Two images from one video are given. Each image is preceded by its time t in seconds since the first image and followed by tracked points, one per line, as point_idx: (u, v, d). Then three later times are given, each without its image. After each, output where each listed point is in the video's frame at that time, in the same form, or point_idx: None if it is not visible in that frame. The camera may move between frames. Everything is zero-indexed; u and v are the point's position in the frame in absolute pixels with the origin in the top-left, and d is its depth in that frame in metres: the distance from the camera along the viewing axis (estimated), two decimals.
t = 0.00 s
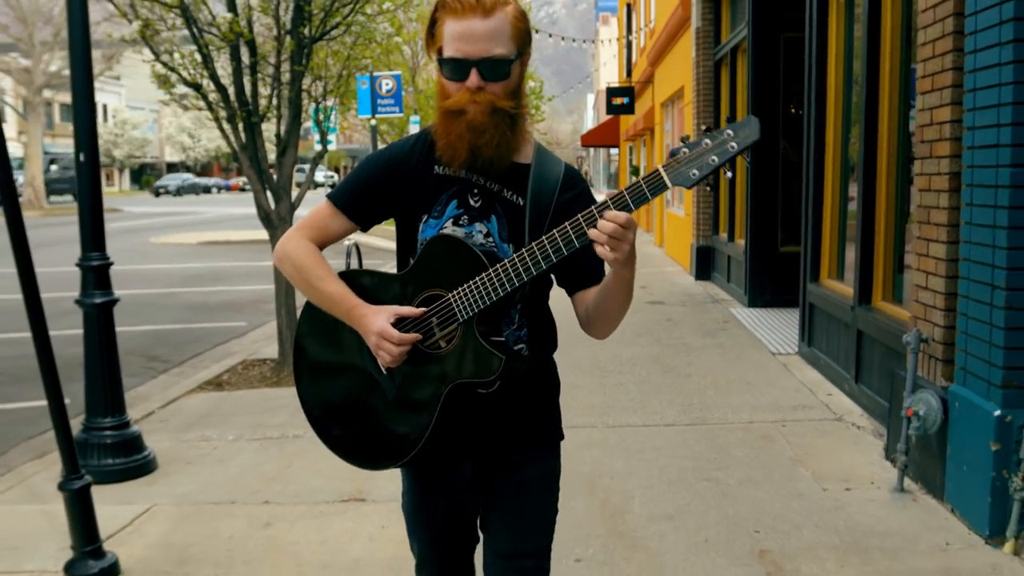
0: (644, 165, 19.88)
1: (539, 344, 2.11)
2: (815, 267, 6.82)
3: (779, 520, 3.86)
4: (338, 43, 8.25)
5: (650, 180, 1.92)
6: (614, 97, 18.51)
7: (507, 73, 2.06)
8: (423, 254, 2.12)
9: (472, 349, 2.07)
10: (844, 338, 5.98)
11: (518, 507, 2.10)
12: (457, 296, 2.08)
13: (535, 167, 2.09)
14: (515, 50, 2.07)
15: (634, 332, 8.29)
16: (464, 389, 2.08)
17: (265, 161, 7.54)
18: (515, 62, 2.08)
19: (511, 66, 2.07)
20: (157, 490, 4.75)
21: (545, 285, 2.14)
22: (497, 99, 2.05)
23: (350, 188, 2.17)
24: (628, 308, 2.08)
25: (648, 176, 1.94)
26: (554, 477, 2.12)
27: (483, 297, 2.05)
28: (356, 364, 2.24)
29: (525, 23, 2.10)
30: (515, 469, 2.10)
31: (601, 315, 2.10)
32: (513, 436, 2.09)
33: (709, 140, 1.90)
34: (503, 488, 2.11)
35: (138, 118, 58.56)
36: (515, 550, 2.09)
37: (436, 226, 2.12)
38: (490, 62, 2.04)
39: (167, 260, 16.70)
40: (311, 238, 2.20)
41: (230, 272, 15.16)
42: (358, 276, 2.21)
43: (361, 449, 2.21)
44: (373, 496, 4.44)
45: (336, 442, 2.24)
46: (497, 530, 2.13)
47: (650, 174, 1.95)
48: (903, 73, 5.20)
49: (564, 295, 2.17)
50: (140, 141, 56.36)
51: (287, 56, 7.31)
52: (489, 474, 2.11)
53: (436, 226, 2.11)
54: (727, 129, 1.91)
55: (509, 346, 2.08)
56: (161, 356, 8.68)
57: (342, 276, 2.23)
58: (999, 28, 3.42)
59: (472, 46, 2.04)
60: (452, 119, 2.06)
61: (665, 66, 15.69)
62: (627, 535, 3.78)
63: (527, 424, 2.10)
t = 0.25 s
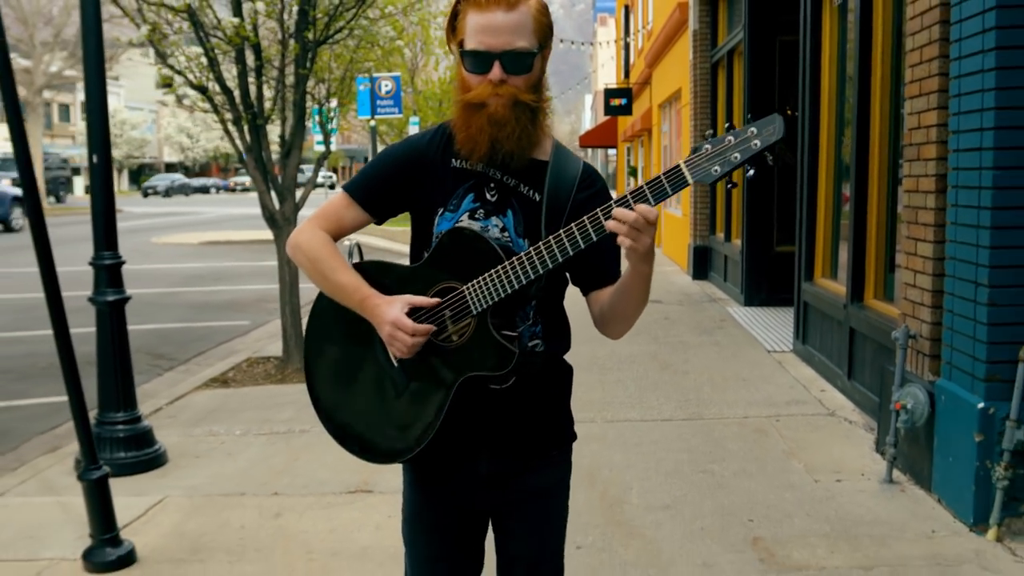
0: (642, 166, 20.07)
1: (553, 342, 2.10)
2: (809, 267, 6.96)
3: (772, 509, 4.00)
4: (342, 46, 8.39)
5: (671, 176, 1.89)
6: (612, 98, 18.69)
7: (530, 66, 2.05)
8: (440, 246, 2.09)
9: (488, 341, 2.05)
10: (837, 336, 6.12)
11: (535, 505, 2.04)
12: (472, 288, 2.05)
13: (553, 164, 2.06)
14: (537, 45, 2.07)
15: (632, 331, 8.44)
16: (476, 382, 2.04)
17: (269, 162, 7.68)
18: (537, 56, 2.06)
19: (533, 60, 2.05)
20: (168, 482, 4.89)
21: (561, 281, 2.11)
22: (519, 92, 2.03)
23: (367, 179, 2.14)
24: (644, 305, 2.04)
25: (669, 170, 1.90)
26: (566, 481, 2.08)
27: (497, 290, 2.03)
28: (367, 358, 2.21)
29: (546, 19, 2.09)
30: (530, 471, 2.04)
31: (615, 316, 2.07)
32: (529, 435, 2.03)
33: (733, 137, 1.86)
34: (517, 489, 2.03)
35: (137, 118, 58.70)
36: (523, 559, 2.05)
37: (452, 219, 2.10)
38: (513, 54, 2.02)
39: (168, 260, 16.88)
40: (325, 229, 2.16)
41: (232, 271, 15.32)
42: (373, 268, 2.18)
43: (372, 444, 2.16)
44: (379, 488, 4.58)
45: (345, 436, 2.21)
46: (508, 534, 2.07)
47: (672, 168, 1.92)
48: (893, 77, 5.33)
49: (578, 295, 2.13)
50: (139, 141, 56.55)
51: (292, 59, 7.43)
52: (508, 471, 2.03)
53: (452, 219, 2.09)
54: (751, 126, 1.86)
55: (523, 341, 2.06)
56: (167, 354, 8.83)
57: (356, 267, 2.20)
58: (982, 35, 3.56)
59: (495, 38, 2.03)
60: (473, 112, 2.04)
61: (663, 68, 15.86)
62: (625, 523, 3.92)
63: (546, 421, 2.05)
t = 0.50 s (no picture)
0: (643, 166, 20.24)
1: (569, 334, 2.11)
2: (807, 263, 7.12)
3: (769, 496, 4.14)
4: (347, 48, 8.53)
5: (692, 157, 1.97)
6: (613, 99, 18.86)
7: (542, 58, 2.07)
8: (457, 240, 2.08)
9: (511, 331, 2.05)
10: (833, 331, 6.27)
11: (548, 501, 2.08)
12: (495, 279, 2.05)
13: (562, 159, 2.08)
14: (548, 38, 2.08)
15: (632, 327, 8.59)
16: (498, 375, 2.05)
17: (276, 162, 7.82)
18: (549, 47, 2.08)
19: (546, 53, 2.07)
20: (184, 472, 5.03)
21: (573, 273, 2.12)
22: (533, 82, 2.05)
23: (379, 176, 2.13)
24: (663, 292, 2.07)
25: (690, 153, 1.98)
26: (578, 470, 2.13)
27: (519, 282, 2.03)
28: (386, 356, 2.18)
29: (555, 13, 2.11)
30: (549, 465, 2.07)
31: (634, 304, 2.10)
32: (549, 430, 2.05)
33: (751, 119, 1.95)
34: (537, 482, 2.06)
35: (137, 118, 58.86)
36: (539, 549, 2.10)
37: (465, 215, 2.09)
38: (526, 45, 2.04)
39: (172, 259, 17.05)
40: (339, 230, 2.15)
41: (236, 270, 15.48)
42: (389, 264, 2.16)
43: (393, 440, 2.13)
44: (389, 476, 4.73)
45: (364, 436, 2.18)
46: (526, 525, 2.10)
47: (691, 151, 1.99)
48: (887, 79, 5.47)
49: (593, 285, 2.16)
50: (140, 141, 56.73)
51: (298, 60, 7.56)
52: (523, 467, 2.05)
53: (466, 216, 2.08)
54: (767, 109, 1.97)
55: (543, 332, 2.07)
56: (175, 350, 8.98)
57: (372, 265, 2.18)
58: (971, 39, 3.70)
59: (508, 30, 2.04)
60: (488, 105, 2.04)
61: (662, 69, 16.03)
62: (628, 509, 4.07)
63: (561, 416, 2.08)
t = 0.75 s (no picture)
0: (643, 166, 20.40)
1: (566, 340, 2.13)
2: (803, 261, 7.26)
3: (764, 485, 4.29)
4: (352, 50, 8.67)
5: (687, 159, 1.96)
6: (614, 99, 19.00)
7: (528, 63, 2.07)
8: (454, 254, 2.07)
9: (514, 342, 2.03)
10: (829, 328, 6.41)
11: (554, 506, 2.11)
12: (494, 293, 2.04)
13: (551, 168, 2.09)
14: (533, 43, 2.09)
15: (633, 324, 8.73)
16: (502, 389, 2.05)
17: (283, 161, 7.96)
18: (534, 52, 2.09)
19: (533, 57, 2.08)
20: (196, 464, 5.18)
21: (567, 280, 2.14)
22: (523, 88, 2.05)
23: (369, 192, 2.09)
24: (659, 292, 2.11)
25: (683, 156, 1.97)
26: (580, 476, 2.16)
27: (519, 293, 2.02)
28: (385, 378, 2.15)
29: (536, 19, 2.12)
30: (555, 474, 2.10)
31: (630, 308, 2.13)
32: (553, 441, 2.08)
33: (743, 117, 1.94)
34: (542, 490, 2.09)
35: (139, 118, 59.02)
36: (546, 558, 2.13)
37: (457, 228, 2.08)
38: (514, 50, 2.04)
39: (177, 258, 17.21)
40: (329, 249, 2.10)
41: (240, 269, 15.64)
42: (384, 283, 2.12)
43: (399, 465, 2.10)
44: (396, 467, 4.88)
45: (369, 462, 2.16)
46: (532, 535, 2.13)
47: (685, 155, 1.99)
48: (881, 81, 5.60)
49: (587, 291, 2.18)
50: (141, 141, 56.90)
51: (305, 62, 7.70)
52: (530, 476, 2.08)
53: (458, 229, 2.08)
54: (759, 106, 1.95)
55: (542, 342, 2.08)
56: (183, 347, 9.14)
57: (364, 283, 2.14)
58: (960, 43, 3.83)
59: (496, 36, 2.04)
60: (478, 113, 2.03)
61: (662, 69, 16.17)
62: (628, 497, 4.22)
63: (563, 424, 2.10)
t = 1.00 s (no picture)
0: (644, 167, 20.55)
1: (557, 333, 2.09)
2: (800, 260, 7.40)
3: (759, 476, 4.43)
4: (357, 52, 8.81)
5: (663, 136, 1.93)
6: (614, 100, 19.13)
7: (499, 57, 2.08)
8: (433, 256, 2.06)
9: (504, 341, 2.01)
10: (824, 325, 6.56)
11: (556, 509, 2.07)
12: (479, 291, 2.02)
13: (529, 159, 2.06)
14: (502, 34, 2.09)
15: (632, 322, 8.87)
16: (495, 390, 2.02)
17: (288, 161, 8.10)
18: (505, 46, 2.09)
19: (504, 51, 2.09)
20: (207, 457, 5.32)
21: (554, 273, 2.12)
22: (495, 81, 2.06)
23: (344, 200, 2.10)
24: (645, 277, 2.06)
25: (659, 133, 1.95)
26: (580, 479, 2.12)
27: (503, 289, 2.00)
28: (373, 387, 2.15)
29: (504, 15, 2.13)
30: (550, 475, 2.07)
31: (616, 295, 2.08)
32: (546, 440, 2.06)
33: (716, 90, 1.93)
34: (539, 492, 2.06)
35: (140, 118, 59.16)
36: (553, 562, 2.08)
37: (436, 229, 2.07)
38: (484, 44, 2.05)
39: (181, 257, 17.36)
40: (308, 261, 2.11)
41: (244, 268, 15.79)
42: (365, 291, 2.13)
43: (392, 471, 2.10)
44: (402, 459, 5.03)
45: (361, 467, 2.14)
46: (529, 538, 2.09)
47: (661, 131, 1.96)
48: (875, 84, 5.74)
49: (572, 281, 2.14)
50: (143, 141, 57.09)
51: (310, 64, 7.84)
52: (525, 478, 2.06)
53: (438, 230, 2.06)
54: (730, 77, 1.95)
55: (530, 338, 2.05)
56: (190, 345, 9.29)
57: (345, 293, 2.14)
58: (948, 47, 3.97)
59: (466, 31, 2.05)
60: (450, 108, 2.03)
61: (662, 70, 16.31)
62: (627, 487, 4.36)
63: (556, 424, 2.07)
